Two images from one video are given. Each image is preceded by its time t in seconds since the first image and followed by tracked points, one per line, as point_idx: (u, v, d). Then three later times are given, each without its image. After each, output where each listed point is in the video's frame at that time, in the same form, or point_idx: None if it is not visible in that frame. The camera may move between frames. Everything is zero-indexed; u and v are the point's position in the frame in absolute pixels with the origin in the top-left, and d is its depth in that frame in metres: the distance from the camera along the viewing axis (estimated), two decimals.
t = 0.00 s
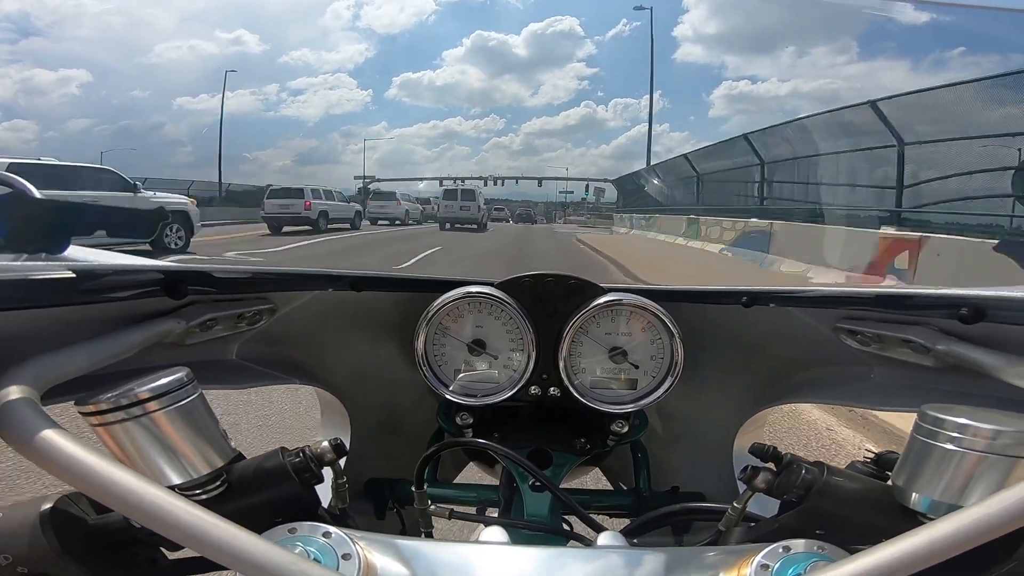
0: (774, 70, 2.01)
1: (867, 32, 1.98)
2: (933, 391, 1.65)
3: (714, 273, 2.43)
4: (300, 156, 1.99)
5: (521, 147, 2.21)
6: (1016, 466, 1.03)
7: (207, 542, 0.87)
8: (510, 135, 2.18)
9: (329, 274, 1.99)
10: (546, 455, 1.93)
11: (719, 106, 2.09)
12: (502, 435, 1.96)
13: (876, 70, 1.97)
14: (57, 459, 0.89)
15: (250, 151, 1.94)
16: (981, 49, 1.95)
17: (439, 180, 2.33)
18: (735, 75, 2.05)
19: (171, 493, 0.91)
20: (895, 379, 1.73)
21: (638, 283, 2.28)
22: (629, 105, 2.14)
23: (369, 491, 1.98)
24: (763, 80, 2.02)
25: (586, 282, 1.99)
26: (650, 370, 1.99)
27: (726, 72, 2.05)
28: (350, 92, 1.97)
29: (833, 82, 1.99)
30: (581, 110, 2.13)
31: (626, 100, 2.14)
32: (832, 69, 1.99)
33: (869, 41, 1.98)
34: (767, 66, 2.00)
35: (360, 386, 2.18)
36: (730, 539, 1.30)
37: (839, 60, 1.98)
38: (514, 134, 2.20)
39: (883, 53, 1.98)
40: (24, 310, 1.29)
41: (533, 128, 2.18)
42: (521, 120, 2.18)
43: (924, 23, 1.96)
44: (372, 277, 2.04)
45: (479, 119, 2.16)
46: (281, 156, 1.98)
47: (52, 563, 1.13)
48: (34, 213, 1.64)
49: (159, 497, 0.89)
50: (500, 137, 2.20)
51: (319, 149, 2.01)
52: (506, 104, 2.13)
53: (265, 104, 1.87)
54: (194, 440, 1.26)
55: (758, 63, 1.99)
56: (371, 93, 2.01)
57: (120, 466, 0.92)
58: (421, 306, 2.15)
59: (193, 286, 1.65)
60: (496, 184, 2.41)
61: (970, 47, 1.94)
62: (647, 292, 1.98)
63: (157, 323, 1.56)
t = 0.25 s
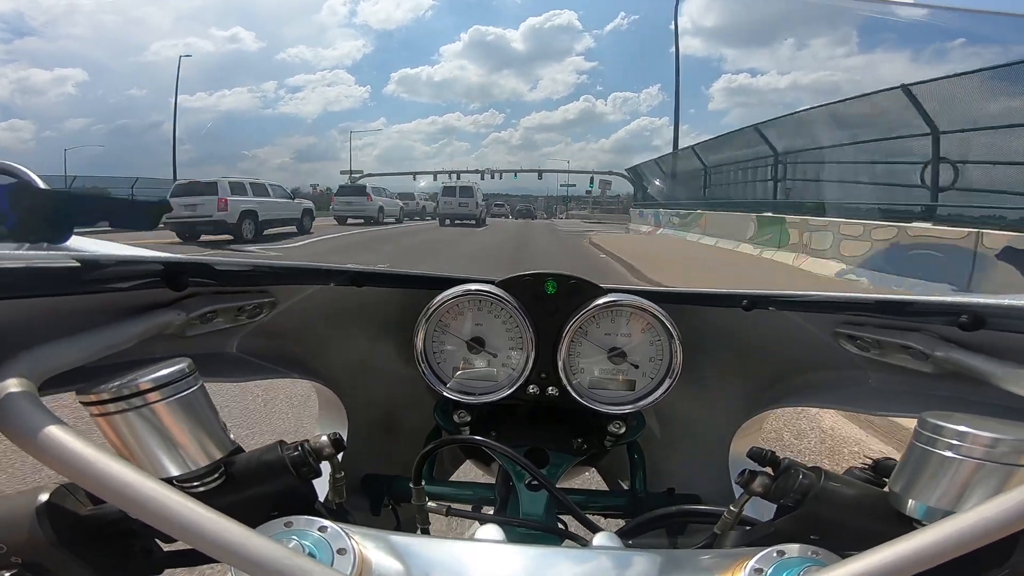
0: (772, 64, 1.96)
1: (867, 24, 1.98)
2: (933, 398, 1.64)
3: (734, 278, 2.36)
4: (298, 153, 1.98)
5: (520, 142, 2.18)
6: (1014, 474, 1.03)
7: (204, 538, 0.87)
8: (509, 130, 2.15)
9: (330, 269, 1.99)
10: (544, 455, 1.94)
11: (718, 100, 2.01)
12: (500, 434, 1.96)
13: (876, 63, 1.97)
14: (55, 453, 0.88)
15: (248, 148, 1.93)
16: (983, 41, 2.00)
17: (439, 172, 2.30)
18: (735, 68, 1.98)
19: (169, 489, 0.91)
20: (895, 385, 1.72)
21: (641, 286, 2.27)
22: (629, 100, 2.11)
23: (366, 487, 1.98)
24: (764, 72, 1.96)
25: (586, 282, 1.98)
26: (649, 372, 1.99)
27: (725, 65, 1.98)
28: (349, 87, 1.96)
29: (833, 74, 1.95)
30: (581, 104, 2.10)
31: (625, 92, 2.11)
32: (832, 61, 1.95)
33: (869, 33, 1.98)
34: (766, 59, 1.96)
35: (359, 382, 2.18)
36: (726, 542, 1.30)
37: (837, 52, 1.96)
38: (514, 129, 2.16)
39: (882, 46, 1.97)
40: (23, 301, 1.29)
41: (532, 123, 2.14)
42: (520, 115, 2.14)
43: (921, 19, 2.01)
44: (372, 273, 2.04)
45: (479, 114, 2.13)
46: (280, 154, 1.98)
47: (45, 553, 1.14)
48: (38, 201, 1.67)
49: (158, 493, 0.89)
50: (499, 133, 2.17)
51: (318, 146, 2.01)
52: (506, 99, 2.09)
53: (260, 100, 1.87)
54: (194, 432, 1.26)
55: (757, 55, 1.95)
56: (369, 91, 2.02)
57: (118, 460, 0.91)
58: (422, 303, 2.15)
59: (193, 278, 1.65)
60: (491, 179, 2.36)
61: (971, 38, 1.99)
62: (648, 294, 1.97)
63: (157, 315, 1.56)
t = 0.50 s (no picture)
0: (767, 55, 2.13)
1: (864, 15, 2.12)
2: (935, 397, 1.64)
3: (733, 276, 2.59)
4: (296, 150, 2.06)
5: (518, 136, 2.21)
6: (1014, 473, 1.02)
7: (209, 536, 0.87)
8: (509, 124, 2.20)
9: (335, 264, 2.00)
10: (545, 451, 1.95)
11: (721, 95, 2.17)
12: (502, 430, 1.97)
13: (874, 55, 2.12)
14: (63, 451, 0.89)
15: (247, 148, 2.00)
16: (982, 32, 2.12)
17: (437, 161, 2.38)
18: (733, 61, 2.14)
19: (175, 486, 0.91)
20: (897, 385, 1.71)
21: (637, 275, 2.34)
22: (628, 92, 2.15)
23: (368, 482, 1.99)
24: (761, 64, 2.14)
25: (589, 278, 1.98)
26: (651, 369, 1.99)
27: (724, 59, 2.14)
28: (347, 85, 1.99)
29: (832, 65, 2.13)
30: (581, 97, 2.14)
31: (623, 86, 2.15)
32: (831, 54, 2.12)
33: (867, 25, 2.12)
34: (765, 50, 2.13)
35: (362, 378, 2.18)
36: (726, 539, 1.29)
37: (837, 41, 2.14)
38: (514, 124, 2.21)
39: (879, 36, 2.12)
40: (27, 294, 1.31)
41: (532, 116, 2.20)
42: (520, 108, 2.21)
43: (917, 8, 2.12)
44: (375, 268, 2.05)
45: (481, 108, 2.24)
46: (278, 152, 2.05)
47: (46, 549, 1.14)
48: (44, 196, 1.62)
49: (163, 490, 0.89)
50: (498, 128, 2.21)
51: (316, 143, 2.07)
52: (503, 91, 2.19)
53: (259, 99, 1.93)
54: (196, 428, 1.26)
55: (756, 47, 2.11)
56: (365, 87, 2.15)
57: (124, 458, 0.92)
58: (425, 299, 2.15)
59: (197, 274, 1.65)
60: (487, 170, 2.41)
61: (968, 29, 2.11)
62: (651, 291, 1.97)
63: (162, 310, 1.57)
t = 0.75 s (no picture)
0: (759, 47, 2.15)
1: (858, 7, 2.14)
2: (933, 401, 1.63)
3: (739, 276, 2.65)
4: (292, 149, 2.09)
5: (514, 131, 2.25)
6: (1010, 477, 1.01)
7: (205, 531, 0.87)
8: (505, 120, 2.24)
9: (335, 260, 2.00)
10: (542, 449, 1.94)
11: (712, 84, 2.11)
12: (500, 428, 1.96)
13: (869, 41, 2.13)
14: (61, 445, 0.89)
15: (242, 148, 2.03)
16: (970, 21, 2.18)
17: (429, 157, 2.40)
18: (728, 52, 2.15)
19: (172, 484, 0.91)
20: (894, 386, 1.68)
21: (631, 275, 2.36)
22: (622, 87, 2.18)
23: (364, 478, 1.99)
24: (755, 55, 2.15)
25: (589, 277, 1.98)
26: (650, 369, 1.99)
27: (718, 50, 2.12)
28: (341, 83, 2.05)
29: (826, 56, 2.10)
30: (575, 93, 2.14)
31: (618, 80, 2.17)
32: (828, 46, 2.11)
33: (860, 15, 2.14)
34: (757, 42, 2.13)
35: (360, 374, 2.18)
36: (720, 541, 1.29)
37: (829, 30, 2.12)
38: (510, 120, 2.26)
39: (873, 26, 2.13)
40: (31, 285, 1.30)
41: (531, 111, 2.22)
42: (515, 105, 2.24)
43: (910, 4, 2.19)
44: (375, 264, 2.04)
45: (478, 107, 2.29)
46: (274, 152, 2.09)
47: (39, 543, 1.14)
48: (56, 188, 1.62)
49: (161, 484, 0.89)
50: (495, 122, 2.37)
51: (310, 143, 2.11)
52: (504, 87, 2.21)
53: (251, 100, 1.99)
54: (191, 422, 1.27)
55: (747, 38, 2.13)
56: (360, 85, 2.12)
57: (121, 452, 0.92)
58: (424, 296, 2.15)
59: (197, 266, 1.65)
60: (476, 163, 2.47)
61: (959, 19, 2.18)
62: (650, 291, 1.97)
63: (161, 303, 1.57)
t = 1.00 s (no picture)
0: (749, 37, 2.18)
1: None
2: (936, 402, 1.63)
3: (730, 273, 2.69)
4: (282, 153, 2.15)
5: (508, 128, 2.45)
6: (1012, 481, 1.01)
7: (222, 530, 0.86)
8: (497, 117, 2.41)
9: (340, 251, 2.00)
10: (541, 443, 1.91)
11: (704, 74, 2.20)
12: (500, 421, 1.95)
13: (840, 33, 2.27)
14: (89, 450, 0.87)
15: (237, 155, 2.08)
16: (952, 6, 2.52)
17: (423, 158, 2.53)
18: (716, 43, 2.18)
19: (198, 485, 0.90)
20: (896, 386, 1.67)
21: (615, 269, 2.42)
22: (614, 79, 2.35)
23: (365, 469, 1.99)
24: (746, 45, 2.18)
25: (593, 272, 1.97)
26: (652, 365, 1.99)
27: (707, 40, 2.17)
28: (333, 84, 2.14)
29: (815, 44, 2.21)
30: (566, 87, 2.37)
31: (609, 72, 2.36)
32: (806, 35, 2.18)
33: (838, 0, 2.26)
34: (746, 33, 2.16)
35: (363, 365, 2.19)
36: (718, 539, 1.29)
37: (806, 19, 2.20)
38: (502, 116, 2.43)
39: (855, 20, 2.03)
40: (42, 273, 1.32)
41: (519, 109, 2.41)
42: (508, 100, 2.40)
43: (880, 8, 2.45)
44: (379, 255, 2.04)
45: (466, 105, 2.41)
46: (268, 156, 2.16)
47: (42, 532, 1.16)
48: (58, 180, 1.52)
49: (176, 481, 0.88)
50: (488, 119, 2.44)
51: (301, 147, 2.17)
52: (490, 88, 2.30)
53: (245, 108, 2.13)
54: (196, 410, 1.27)
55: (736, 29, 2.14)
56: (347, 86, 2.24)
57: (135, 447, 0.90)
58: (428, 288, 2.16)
59: (201, 255, 1.64)
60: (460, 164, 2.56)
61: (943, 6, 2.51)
62: (655, 286, 1.96)
63: (166, 292, 1.56)
